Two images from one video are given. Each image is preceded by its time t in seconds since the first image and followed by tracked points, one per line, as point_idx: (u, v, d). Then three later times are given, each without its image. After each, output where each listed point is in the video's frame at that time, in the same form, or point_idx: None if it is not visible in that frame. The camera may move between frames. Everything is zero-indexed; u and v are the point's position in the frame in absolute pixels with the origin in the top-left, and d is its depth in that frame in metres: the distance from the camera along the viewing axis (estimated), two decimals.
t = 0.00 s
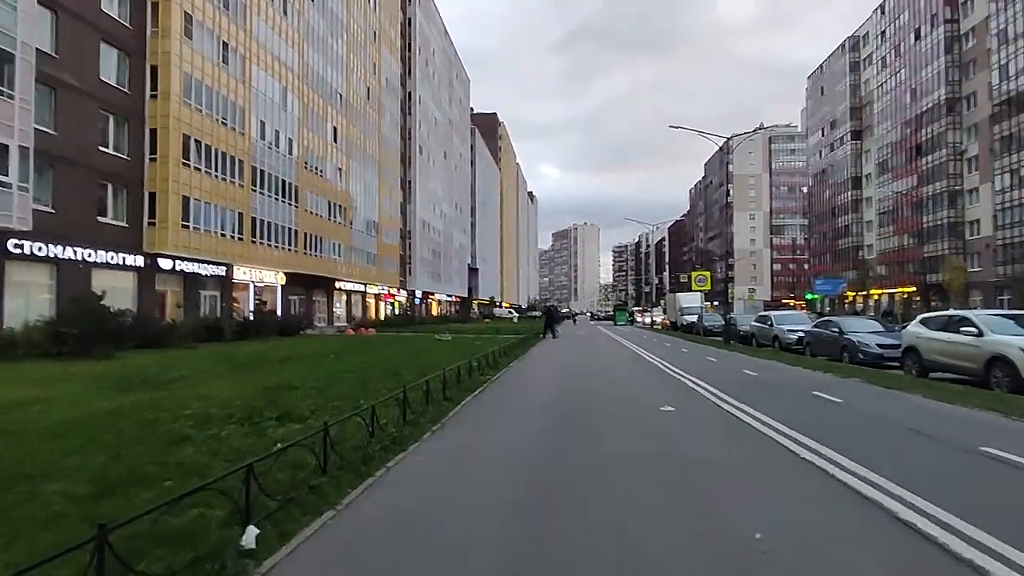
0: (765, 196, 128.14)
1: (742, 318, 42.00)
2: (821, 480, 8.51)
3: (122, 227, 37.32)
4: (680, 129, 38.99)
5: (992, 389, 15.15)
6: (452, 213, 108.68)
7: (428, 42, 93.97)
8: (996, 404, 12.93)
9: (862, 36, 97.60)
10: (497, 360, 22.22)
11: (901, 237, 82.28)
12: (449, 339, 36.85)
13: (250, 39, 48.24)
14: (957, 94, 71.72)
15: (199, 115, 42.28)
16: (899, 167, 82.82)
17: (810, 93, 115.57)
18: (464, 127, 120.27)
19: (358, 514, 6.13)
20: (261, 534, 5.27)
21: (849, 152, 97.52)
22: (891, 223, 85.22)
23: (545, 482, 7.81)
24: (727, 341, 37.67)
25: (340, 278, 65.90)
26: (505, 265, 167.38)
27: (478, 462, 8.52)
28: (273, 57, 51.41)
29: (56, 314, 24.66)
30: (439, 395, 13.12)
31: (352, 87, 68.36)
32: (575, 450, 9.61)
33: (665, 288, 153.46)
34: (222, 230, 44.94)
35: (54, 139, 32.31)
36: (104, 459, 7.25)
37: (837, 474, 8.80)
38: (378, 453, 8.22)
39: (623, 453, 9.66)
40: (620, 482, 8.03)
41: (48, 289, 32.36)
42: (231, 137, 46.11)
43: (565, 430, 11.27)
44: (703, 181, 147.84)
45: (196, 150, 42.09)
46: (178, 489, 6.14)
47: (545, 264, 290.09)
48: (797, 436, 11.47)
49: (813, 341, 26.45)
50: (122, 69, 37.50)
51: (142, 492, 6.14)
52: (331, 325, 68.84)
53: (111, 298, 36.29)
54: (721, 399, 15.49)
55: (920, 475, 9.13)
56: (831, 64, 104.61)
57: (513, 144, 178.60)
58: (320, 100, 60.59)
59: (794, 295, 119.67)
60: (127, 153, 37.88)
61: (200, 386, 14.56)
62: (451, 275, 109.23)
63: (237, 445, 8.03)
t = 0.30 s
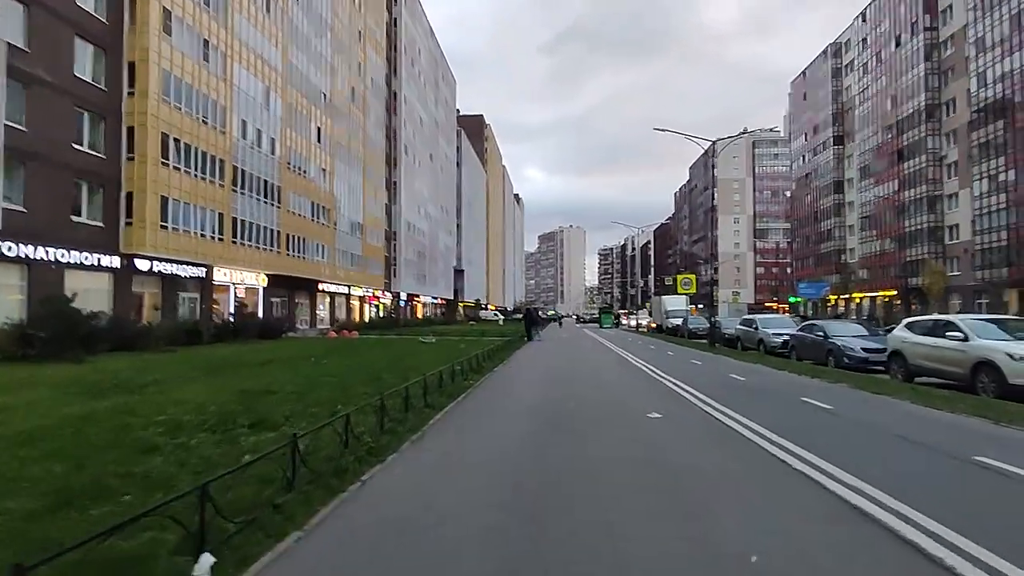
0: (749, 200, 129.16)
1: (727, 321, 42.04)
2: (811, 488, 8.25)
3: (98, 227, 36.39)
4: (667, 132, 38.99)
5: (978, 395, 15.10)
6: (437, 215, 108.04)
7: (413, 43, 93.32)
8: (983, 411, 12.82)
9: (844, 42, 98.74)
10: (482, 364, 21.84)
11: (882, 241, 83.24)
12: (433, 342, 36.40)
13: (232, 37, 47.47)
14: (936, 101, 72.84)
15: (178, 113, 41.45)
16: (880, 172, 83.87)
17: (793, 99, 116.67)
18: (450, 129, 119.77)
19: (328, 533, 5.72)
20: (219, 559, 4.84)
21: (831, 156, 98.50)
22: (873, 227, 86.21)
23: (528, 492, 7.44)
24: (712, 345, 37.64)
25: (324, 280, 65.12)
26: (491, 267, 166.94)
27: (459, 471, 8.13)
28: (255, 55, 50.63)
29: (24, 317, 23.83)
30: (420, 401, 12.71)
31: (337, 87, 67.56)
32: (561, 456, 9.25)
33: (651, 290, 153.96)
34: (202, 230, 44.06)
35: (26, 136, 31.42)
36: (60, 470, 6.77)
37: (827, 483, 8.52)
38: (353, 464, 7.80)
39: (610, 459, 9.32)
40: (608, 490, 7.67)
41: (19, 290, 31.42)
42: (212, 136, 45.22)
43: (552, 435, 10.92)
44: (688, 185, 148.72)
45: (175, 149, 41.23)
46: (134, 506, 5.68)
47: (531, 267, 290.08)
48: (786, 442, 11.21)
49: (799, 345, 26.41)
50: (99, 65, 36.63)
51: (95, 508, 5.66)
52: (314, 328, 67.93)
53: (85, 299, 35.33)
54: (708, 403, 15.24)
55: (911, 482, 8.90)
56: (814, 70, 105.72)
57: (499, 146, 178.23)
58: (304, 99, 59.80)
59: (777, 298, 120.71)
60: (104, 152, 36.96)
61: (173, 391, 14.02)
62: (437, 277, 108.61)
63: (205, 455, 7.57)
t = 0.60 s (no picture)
0: (731, 206, 130.38)
1: (712, 326, 42.08)
2: (806, 497, 7.95)
3: (71, 228, 35.37)
4: (651, 137, 38.93)
5: (964, 400, 15.09)
6: (421, 220, 107.45)
7: (398, 47, 92.91)
8: (972, 416, 12.76)
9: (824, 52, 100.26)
10: (466, 369, 21.44)
11: (861, 247, 84.29)
12: (417, 346, 35.91)
13: (212, 36, 46.68)
14: (913, 110, 74.24)
15: (156, 113, 40.55)
16: (859, 179, 85.10)
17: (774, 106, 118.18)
18: (434, 133, 119.36)
19: (297, 553, 5.31)
20: None
21: (812, 163, 99.77)
22: (852, 233, 87.36)
23: (513, 504, 7.08)
24: (697, 349, 37.62)
25: (306, 284, 64.23)
26: (476, 272, 166.33)
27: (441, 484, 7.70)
28: (236, 56, 49.86)
29: None
30: (401, 408, 12.23)
31: (319, 89, 66.87)
32: (547, 466, 8.87)
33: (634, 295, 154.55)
34: (179, 232, 43.10)
35: None
36: (9, 486, 6.29)
37: (822, 492, 8.22)
38: (329, 476, 7.33)
39: (600, 469, 8.95)
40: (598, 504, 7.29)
41: None
42: (191, 136, 44.33)
43: (538, 444, 10.52)
44: (671, 191, 149.81)
45: (152, 150, 40.32)
46: (84, 529, 5.21)
47: (515, 271, 290.08)
48: (776, 449, 10.94)
49: (783, 350, 26.43)
50: (74, 63, 35.71)
51: (40, 532, 5.18)
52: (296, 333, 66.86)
53: (56, 302, 34.26)
54: (696, 409, 15.00)
55: (906, 488, 8.69)
56: (794, 79, 107.22)
57: (483, 151, 178.03)
58: (286, 101, 59.03)
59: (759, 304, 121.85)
60: (79, 151, 36.02)
61: (144, 397, 13.47)
62: (421, 281, 107.94)
63: (167, 470, 7.10)
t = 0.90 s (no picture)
0: (720, 208, 130.81)
1: (702, 328, 41.94)
2: (806, 509, 7.60)
3: (52, 226, 34.56)
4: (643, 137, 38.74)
5: (959, 405, 14.92)
6: (411, 220, 106.79)
7: (388, 46, 92.24)
8: (969, 422, 12.57)
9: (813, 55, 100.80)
10: (455, 373, 20.97)
11: (850, 250, 84.67)
12: (406, 347, 35.53)
13: (198, 31, 45.93)
14: (901, 114, 74.74)
15: (140, 109, 39.78)
16: (847, 182, 85.56)
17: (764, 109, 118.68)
18: (424, 133, 118.73)
19: None
20: None
21: (801, 166, 100.25)
22: (841, 236, 87.80)
23: (501, 520, 6.64)
24: (688, 351, 37.42)
25: (294, 284, 63.49)
26: (466, 272, 165.63)
27: (424, 497, 7.25)
28: (223, 52, 49.14)
29: None
30: (386, 414, 11.77)
31: (308, 87, 66.11)
32: (536, 478, 8.45)
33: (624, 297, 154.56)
34: (164, 231, 42.29)
35: None
36: None
37: (821, 502, 7.85)
38: (305, 487, 6.86)
39: (592, 480, 8.55)
40: (590, 520, 6.87)
41: None
42: (176, 133, 43.55)
43: (527, 452, 10.12)
44: (661, 192, 150.13)
45: (136, 146, 39.54)
46: (30, 554, 4.75)
47: (504, 272, 289.99)
48: (771, 454, 10.58)
49: (775, 352, 26.28)
50: (55, 57, 34.90)
51: None
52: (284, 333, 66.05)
53: (35, 301, 33.42)
54: (689, 413, 14.66)
55: (907, 497, 8.40)
56: (783, 82, 107.68)
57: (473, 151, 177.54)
58: (274, 98, 58.29)
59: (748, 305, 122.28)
60: (60, 147, 35.20)
61: (117, 402, 12.95)
62: (410, 281, 107.30)
63: (129, 485, 6.63)
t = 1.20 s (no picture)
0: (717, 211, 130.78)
1: (699, 331, 41.65)
2: (806, 515, 7.27)
3: (41, 225, 34.14)
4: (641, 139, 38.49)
5: (962, 409, 14.62)
6: (408, 222, 106.40)
7: (385, 47, 91.93)
8: (976, 426, 12.23)
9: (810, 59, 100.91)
10: (449, 375, 20.57)
11: (846, 254, 84.56)
12: (400, 350, 35.11)
13: (192, 31, 45.57)
14: (898, 118, 74.88)
15: (133, 108, 39.36)
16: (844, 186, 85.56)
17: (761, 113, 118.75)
18: (421, 135, 118.45)
19: None
20: None
21: (797, 170, 100.20)
22: (837, 240, 87.76)
23: (489, 530, 6.28)
24: (685, 354, 37.10)
25: (288, 286, 63.04)
26: (462, 275, 165.13)
27: (409, 506, 6.87)
28: (218, 51, 48.77)
29: None
30: (375, 417, 11.37)
31: (304, 88, 65.74)
32: (528, 485, 8.07)
33: (620, 300, 154.27)
34: (156, 231, 41.83)
35: None
36: None
37: (822, 508, 7.50)
38: (282, 495, 6.50)
39: (585, 486, 8.18)
40: (582, 529, 6.51)
41: None
42: (170, 133, 43.14)
43: (520, 457, 9.75)
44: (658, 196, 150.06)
45: (128, 145, 39.10)
46: None
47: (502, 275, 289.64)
48: (770, 459, 10.25)
49: (773, 355, 25.98)
50: (46, 55, 34.56)
51: None
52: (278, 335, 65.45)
53: (22, 301, 32.93)
54: (688, 417, 14.30)
55: (912, 503, 8.09)
56: (780, 86, 107.78)
57: (470, 154, 177.20)
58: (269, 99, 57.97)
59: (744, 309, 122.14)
60: (50, 146, 34.79)
61: (97, 406, 12.57)
62: (406, 284, 106.82)
63: (94, 494, 6.25)
